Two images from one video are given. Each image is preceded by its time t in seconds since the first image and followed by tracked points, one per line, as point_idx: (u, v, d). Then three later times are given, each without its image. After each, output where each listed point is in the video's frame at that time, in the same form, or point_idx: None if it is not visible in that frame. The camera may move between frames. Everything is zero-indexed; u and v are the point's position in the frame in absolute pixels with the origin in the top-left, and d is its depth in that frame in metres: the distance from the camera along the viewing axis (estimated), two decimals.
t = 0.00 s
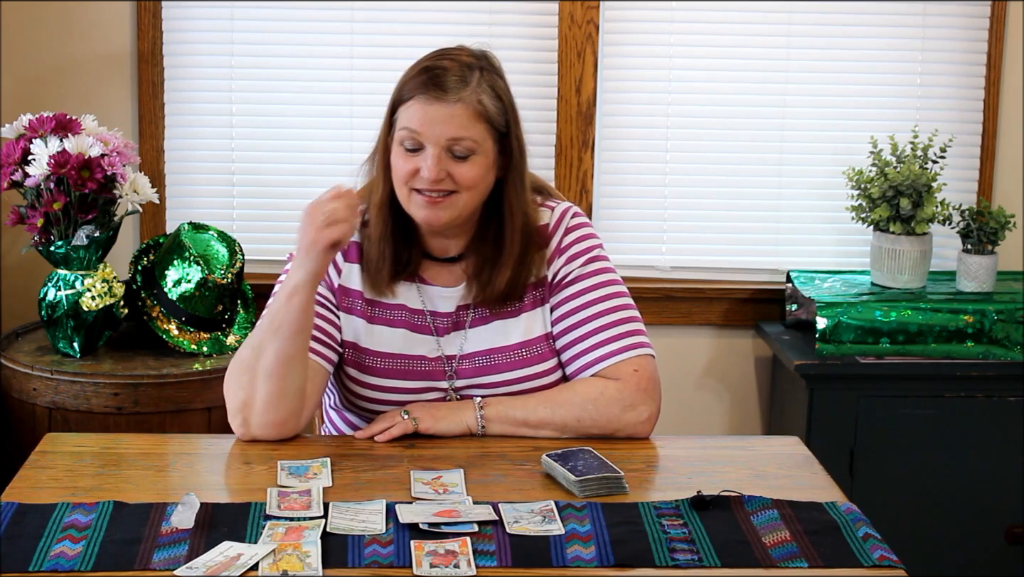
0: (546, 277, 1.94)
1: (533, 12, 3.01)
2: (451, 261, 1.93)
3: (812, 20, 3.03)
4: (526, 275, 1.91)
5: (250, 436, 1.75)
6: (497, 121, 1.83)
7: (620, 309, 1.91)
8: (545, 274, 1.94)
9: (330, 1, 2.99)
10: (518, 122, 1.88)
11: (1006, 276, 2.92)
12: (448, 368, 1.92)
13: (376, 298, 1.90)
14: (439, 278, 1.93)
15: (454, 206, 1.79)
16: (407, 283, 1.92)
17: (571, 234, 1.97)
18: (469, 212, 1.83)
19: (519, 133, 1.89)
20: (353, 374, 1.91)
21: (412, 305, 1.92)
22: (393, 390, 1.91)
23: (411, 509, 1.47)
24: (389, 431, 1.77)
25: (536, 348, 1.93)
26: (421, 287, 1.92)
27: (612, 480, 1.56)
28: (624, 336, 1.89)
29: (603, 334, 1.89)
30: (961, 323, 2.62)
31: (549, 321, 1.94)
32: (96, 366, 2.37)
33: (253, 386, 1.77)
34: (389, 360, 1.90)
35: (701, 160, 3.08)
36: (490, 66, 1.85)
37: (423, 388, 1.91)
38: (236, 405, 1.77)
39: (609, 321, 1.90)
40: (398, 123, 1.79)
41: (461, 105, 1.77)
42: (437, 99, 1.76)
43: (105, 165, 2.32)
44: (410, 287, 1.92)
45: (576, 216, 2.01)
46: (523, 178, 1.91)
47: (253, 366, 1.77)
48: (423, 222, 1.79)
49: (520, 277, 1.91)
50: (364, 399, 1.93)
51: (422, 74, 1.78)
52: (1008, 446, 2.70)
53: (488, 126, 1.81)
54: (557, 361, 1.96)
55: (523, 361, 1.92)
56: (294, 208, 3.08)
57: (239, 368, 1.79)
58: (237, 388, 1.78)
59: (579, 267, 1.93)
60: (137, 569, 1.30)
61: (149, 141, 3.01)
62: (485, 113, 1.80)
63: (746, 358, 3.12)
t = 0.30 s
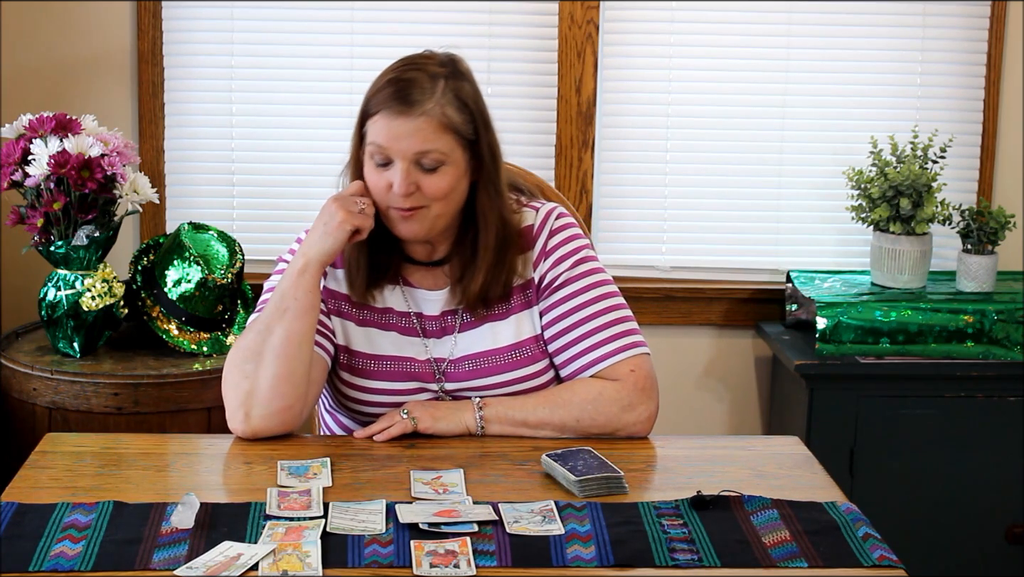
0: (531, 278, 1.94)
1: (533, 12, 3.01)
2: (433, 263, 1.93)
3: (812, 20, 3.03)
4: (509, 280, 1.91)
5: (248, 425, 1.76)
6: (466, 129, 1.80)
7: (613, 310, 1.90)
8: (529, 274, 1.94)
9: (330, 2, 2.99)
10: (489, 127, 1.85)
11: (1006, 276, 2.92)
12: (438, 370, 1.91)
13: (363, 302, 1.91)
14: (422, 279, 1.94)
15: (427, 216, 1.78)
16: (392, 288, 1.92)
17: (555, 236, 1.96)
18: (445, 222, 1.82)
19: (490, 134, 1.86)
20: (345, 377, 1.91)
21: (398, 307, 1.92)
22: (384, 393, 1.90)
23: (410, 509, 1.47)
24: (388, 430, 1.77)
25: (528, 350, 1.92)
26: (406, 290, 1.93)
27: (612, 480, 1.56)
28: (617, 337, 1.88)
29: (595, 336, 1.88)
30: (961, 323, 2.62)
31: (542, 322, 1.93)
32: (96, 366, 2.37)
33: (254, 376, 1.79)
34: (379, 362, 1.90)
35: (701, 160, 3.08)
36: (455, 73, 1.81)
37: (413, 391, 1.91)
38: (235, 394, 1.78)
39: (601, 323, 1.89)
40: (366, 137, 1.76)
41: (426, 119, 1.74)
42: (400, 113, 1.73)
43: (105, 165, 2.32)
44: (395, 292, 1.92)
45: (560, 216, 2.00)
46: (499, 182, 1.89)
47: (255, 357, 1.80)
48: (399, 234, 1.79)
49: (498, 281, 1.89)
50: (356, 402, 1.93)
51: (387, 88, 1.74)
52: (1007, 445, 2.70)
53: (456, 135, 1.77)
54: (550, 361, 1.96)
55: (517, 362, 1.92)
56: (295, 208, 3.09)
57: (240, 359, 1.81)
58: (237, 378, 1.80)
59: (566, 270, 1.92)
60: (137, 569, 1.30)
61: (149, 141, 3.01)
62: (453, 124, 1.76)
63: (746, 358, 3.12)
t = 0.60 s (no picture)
0: (525, 281, 1.94)
1: (533, 12, 3.02)
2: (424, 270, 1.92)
3: (812, 20, 3.03)
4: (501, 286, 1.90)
5: (242, 427, 1.75)
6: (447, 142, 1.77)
7: (610, 311, 1.89)
8: (522, 277, 1.94)
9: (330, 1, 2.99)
10: (472, 136, 1.82)
11: (1006, 276, 2.92)
12: (434, 374, 1.92)
13: (358, 309, 1.90)
14: (415, 285, 1.92)
15: (408, 231, 1.78)
16: (387, 294, 1.92)
17: (549, 238, 1.95)
18: (431, 233, 1.81)
19: (472, 141, 1.82)
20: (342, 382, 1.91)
21: (393, 313, 1.92)
22: (382, 396, 1.90)
23: (411, 509, 1.47)
24: (387, 430, 1.77)
25: (526, 352, 1.93)
26: (400, 295, 1.92)
27: (612, 480, 1.56)
28: (616, 339, 1.87)
29: (594, 337, 1.88)
30: (961, 323, 2.62)
31: (540, 324, 1.93)
32: (96, 367, 2.37)
33: (247, 379, 1.79)
34: (376, 365, 1.89)
35: (701, 160, 3.08)
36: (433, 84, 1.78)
37: (410, 395, 1.91)
38: (229, 397, 1.78)
39: (599, 325, 1.88)
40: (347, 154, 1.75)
41: (402, 136, 1.72)
42: (375, 133, 1.71)
43: (105, 165, 2.32)
44: (390, 298, 1.92)
45: (554, 217, 1.98)
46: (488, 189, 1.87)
47: (248, 360, 1.81)
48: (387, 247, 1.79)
49: (490, 288, 1.89)
50: (354, 405, 1.93)
51: (363, 106, 1.72)
52: (1008, 445, 2.70)
53: (435, 149, 1.75)
54: (547, 362, 1.96)
55: (516, 364, 1.92)
56: (295, 208, 3.09)
57: (233, 363, 1.82)
58: (230, 382, 1.80)
59: (562, 272, 1.92)
60: (137, 569, 1.30)
61: (149, 141, 3.01)
62: (431, 139, 1.74)
63: (746, 358, 3.12)
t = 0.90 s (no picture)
0: (526, 281, 1.94)
1: (533, 12, 3.02)
2: (427, 269, 1.92)
3: (811, 20, 3.03)
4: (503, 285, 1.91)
5: (243, 427, 1.75)
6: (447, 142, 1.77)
7: (611, 311, 1.90)
8: (524, 276, 1.94)
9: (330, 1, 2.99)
10: (473, 136, 1.82)
11: (1006, 276, 2.92)
12: (435, 374, 1.92)
13: (359, 309, 1.90)
14: (417, 285, 1.92)
15: (410, 231, 1.78)
16: (389, 294, 1.92)
17: (550, 238, 1.95)
18: (433, 233, 1.81)
19: (473, 141, 1.82)
20: (343, 381, 1.92)
21: (395, 313, 1.92)
22: (382, 396, 1.90)
23: (411, 509, 1.47)
24: (388, 430, 1.77)
25: (527, 351, 1.93)
26: (402, 295, 1.92)
27: (612, 480, 1.56)
28: (617, 339, 1.88)
29: (595, 337, 1.88)
30: (961, 323, 2.62)
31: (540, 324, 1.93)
32: (96, 367, 2.37)
33: (247, 379, 1.79)
34: (376, 365, 1.89)
35: (701, 160, 3.08)
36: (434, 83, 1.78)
37: (410, 395, 1.91)
38: (230, 397, 1.78)
39: (600, 325, 1.89)
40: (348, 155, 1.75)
41: (403, 137, 1.72)
42: (376, 133, 1.71)
43: (105, 165, 2.32)
44: (392, 298, 1.92)
45: (555, 217, 1.99)
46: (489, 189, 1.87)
47: (248, 360, 1.81)
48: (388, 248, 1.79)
49: (491, 288, 1.89)
50: (354, 405, 1.93)
51: (363, 107, 1.72)
52: (1008, 445, 2.70)
53: (435, 149, 1.75)
54: (548, 361, 1.96)
55: (517, 364, 1.92)
56: (295, 208, 3.09)
57: (233, 363, 1.82)
58: (231, 382, 1.80)
59: (563, 272, 1.92)
60: (137, 569, 1.30)
61: (149, 141, 3.01)
62: (432, 140, 1.74)
63: (746, 358, 3.12)
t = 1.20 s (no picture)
0: (526, 281, 1.94)
1: (533, 12, 3.02)
2: (428, 270, 1.92)
3: (811, 21, 3.03)
4: (502, 287, 1.90)
5: (243, 427, 1.75)
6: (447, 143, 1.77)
7: (612, 311, 1.90)
8: (525, 277, 1.94)
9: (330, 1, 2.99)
10: (473, 137, 1.82)
11: (1006, 276, 2.92)
12: (435, 374, 1.92)
13: (360, 310, 1.90)
14: (419, 286, 1.93)
15: (410, 232, 1.78)
16: (389, 295, 1.92)
17: (550, 238, 1.95)
18: (433, 235, 1.81)
19: (473, 142, 1.82)
20: (343, 382, 1.92)
21: (394, 313, 1.92)
22: (382, 396, 1.90)
23: (410, 509, 1.47)
24: (389, 430, 1.77)
25: (527, 351, 1.92)
26: (403, 296, 1.92)
27: (612, 480, 1.56)
28: (617, 339, 1.87)
29: (595, 337, 1.88)
30: (961, 323, 2.62)
31: (541, 324, 1.93)
32: (96, 366, 2.37)
33: (247, 379, 1.79)
34: (376, 366, 1.89)
35: (700, 160, 3.08)
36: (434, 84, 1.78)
37: (410, 395, 1.91)
38: (229, 398, 1.78)
39: (600, 325, 1.89)
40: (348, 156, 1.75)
41: (403, 138, 1.71)
42: (376, 134, 1.71)
43: (105, 165, 2.32)
44: (391, 299, 1.92)
45: (556, 217, 1.99)
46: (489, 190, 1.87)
47: (248, 360, 1.81)
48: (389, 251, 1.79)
49: (490, 290, 1.89)
50: (354, 405, 1.93)
51: (363, 108, 1.72)
52: (1008, 445, 2.70)
53: (435, 151, 1.75)
54: (548, 362, 1.96)
55: (517, 364, 1.92)
56: (295, 207, 3.08)
57: (233, 364, 1.82)
58: (231, 382, 1.80)
59: (564, 272, 1.92)
60: (137, 569, 1.30)
61: (149, 141, 3.01)
62: (431, 141, 1.74)
63: (746, 358, 3.12)
